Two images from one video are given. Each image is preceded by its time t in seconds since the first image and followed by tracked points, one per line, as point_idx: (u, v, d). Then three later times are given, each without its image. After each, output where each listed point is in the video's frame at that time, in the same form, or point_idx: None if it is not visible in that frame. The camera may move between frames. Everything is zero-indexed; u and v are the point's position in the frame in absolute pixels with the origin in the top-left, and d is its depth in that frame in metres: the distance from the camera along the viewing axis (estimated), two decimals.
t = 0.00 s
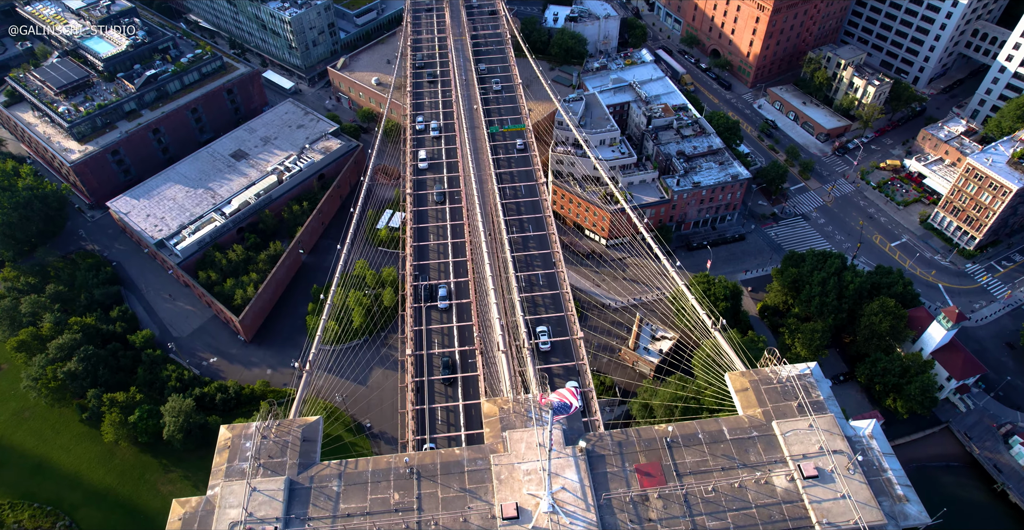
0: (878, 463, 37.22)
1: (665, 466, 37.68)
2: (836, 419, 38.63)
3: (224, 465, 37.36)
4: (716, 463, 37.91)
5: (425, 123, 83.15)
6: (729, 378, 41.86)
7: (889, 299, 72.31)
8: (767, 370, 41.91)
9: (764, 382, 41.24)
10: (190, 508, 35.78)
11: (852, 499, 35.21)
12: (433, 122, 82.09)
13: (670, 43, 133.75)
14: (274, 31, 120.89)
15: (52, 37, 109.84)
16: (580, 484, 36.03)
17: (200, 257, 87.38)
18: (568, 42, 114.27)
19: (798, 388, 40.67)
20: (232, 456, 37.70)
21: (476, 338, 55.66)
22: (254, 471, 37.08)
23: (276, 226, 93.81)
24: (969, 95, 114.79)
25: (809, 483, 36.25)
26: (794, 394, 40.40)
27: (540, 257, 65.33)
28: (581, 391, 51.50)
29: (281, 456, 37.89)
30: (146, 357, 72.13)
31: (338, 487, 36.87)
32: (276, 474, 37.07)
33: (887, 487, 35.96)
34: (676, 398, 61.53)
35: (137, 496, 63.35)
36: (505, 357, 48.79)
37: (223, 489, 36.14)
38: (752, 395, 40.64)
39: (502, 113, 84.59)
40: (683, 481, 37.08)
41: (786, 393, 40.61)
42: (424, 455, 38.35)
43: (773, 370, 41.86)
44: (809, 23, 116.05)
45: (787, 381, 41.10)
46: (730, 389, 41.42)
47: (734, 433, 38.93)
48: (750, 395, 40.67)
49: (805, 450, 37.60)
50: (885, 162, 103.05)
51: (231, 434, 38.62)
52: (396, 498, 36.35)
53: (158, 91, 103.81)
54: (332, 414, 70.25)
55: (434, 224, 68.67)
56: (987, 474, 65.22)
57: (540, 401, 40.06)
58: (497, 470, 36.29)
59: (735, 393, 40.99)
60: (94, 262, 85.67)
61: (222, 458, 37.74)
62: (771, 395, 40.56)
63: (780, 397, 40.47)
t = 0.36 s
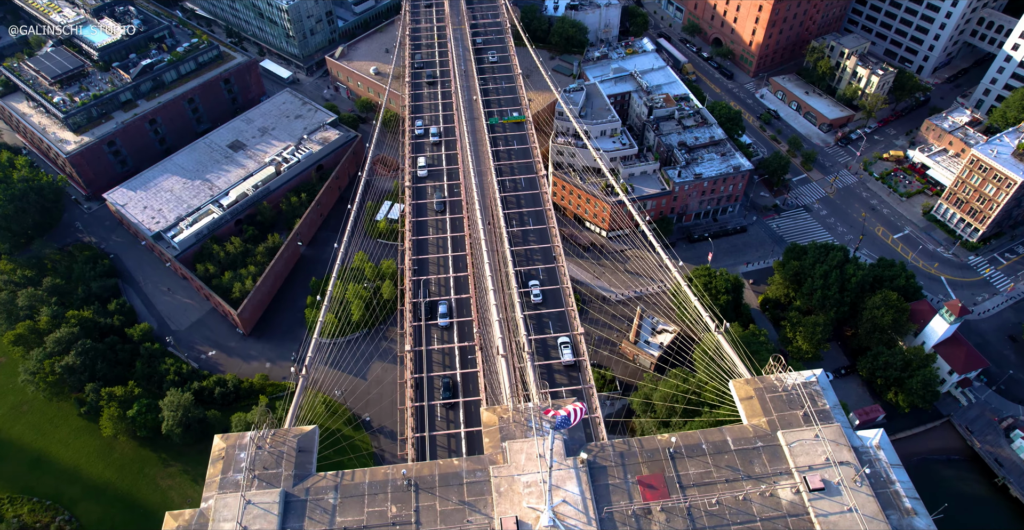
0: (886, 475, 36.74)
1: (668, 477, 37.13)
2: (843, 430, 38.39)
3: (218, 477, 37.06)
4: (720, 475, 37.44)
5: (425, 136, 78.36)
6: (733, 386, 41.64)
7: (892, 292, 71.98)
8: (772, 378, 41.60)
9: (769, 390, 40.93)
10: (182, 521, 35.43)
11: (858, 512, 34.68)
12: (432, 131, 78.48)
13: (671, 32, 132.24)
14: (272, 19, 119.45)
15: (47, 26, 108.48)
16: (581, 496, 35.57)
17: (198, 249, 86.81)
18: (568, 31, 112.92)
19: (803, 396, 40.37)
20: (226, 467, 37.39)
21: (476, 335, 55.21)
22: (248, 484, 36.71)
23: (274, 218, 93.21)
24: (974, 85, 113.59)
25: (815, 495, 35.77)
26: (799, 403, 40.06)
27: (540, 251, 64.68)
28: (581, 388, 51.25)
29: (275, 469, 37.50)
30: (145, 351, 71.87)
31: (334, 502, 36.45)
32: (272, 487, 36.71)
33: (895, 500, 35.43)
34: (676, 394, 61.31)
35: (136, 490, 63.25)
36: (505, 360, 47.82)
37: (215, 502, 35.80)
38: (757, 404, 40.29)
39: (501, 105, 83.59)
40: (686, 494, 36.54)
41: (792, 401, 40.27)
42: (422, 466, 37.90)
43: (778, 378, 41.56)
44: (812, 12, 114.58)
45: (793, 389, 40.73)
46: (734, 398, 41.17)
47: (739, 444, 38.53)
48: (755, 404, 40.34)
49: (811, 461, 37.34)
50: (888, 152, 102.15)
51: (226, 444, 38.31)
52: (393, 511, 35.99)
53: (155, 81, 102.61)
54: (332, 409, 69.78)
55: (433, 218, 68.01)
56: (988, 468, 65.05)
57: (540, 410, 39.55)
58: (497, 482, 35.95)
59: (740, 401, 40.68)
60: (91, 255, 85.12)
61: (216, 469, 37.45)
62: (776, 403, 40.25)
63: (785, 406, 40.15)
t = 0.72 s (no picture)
0: (894, 488, 36.29)
1: (672, 490, 36.61)
2: (850, 440, 37.76)
3: (212, 488, 36.64)
4: (724, 488, 36.84)
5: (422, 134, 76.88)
6: (738, 394, 40.72)
7: (895, 285, 71.43)
8: (778, 386, 40.73)
9: (775, 399, 40.20)
10: None
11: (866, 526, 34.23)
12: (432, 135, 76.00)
13: (673, 20, 130.62)
14: (269, 7, 117.95)
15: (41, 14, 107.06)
16: (582, 510, 34.93)
17: (196, 241, 86.15)
18: (569, 20, 111.48)
19: (810, 405, 39.70)
20: (221, 479, 36.98)
21: (476, 330, 54.77)
22: (244, 495, 36.35)
23: (273, 210, 92.54)
24: (978, 74, 112.40)
25: (822, 508, 35.28)
26: (806, 412, 39.46)
27: (540, 245, 64.00)
28: (582, 385, 50.91)
29: (270, 481, 37.08)
30: (143, 344, 71.62)
31: (331, 514, 36.09)
32: (268, 498, 36.31)
33: (903, 514, 35.05)
34: (676, 390, 61.19)
35: (135, 484, 63.16)
36: (505, 366, 47.01)
37: (209, 515, 35.46)
38: (762, 413, 39.55)
39: (501, 95, 82.58)
40: (690, 507, 36.03)
41: (798, 411, 39.59)
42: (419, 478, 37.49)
43: (784, 386, 40.67)
44: None
45: (800, 398, 40.08)
46: (739, 406, 40.29)
47: (743, 455, 37.92)
48: (760, 413, 39.57)
49: (817, 473, 36.73)
50: (892, 143, 101.20)
51: (220, 455, 37.89)
52: (391, 524, 35.64)
53: (151, 70, 101.46)
54: (331, 403, 69.35)
55: (432, 211, 67.33)
56: (989, 462, 64.99)
57: (541, 421, 39.34)
58: (497, 495, 35.50)
59: (745, 410, 39.91)
60: (88, 247, 84.51)
61: (211, 481, 37.07)
62: (782, 413, 39.56)
63: (791, 416, 39.47)
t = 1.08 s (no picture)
0: (902, 501, 35.60)
1: (675, 503, 36.02)
2: (857, 452, 37.13)
3: (206, 501, 36.09)
4: (728, 501, 36.20)
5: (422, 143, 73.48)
6: (743, 404, 40.05)
7: (897, 278, 71.12)
8: (783, 395, 40.13)
9: (780, 409, 39.47)
10: None
11: None
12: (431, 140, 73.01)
13: (675, 7, 128.93)
14: None
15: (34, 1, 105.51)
16: (583, 522, 34.80)
17: (193, 233, 85.49)
18: (569, 7, 109.99)
19: (816, 415, 38.96)
20: (215, 491, 36.33)
21: (475, 326, 54.28)
22: (239, 507, 35.83)
23: (271, 201, 91.87)
24: (983, 63, 111.17)
25: (829, 523, 34.77)
26: (812, 423, 38.64)
27: (540, 239, 63.32)
28: (583, 380, 50.58)
29: (266, 493, 36.52)
30: (141, 337, 71.28)
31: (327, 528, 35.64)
32: (264, 511, 35.78)
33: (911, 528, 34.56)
34: (677, 383, 60.88)
35: (135, 478, 63.04)
36: (505, 371, 46.26)
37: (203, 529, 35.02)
38: (768, 423, 38.86)
39: (501, 86, 81.46)
40: (693, 520, 35.51)
41: (804, 421, 38.84)
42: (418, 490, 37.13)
43: (789, 395, 40.09)
44: None
45: (805, 408, 39.29)
46: (744, 416, 39.62)
47: (748, 467, 37.25)
48: (765, 423, 38.90)
49: (824, 486, 36.16)
50: (895, 133, 100.25)
51: (214, 466, 37.23)
52: None
53: (146, 59, 100.24)
54: (330, 396, 69.17)
55: (432, 204, 66.56)
56: (991, 456, 64.80)
57: (542, 431, 38.76)
58: (497, 508, 35.14)
59: (749, 420, 39.26)
60: (85, 239, 83.85)
61: (204, 493, 36.49)
62: (787, 423, 38.82)
63: (797, 426, 38.70)
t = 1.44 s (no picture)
0: (910, 515, 35.05)
1: (678, 515, 35.67)
2: (864, 464, 36.36)
3: (201, 515, 35.87)
4: (732, 513, 35.83)
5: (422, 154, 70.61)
6: (748, 413, 39.23)
7: (900, 271, 70.58)
8: (789, 405, 39.22)
9: (786, 419, 38.65)
10: None
11: None
12: (432, 154, 69.77)
13: None
14: None
15: None
16: None
17: (191, 225, 84.79)
18: None
19: (822, 426, 38.19)
20: (210, 505, 36.11)
21: (475, 321, 53.85)
22: (234, 521, 35.59)
23: (269, 192, 91.12)
24: (989, 51, 109.86)
25: None
26: (818, 433, 37.94)
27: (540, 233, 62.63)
28: (583, 377, 50.26)
29: (261, 506, 36.20)
30: (139, 330, 71.00)
31: None
32: (258, 526, 35.48)
33: None
34: (679, 377, 60.26)
35: (135, 472, 62.93)
36: (505, 377, 45.68)
37: None
38: (773, 435, 38.13)
39: (501, 76, 80.40)
40: None
41: (810, 432, 38.12)
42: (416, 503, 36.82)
43: (795, 404, 39.19)
44: None
45: (811, 418, 38.51)
46: (749, 426, 38.85)
47: (752, 479, 36.70)
48: (771, 434, 38.17)
49: (831, 500, 35.40)
50: (899, 124, 99.26)
51: (209, 479, 36.96)
52: None
53: (142, 48, 98.99)
54: (330, 389, 68.90)
55: (431, 198, 65.90)
56: (992, 450, 64.72)
57: (543, 443, 38.43)
58: (497, 523, 34.85)
59: (755, 431, 38.41)
60: (81, 231, 83.22)
61: (198, 507, 36.24)
62: (793, 434, 38.08)
63: (803, 437, 38.02)
